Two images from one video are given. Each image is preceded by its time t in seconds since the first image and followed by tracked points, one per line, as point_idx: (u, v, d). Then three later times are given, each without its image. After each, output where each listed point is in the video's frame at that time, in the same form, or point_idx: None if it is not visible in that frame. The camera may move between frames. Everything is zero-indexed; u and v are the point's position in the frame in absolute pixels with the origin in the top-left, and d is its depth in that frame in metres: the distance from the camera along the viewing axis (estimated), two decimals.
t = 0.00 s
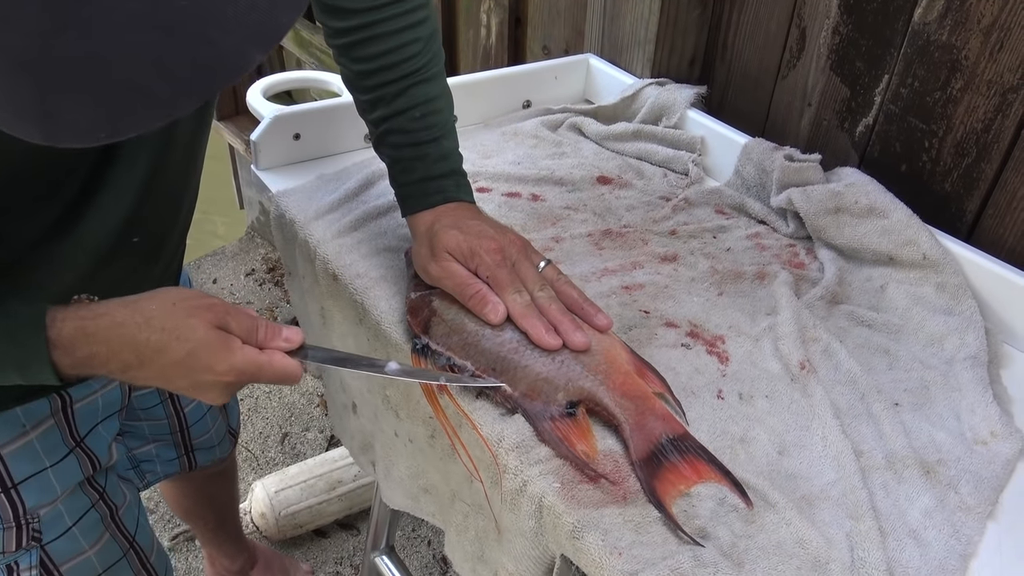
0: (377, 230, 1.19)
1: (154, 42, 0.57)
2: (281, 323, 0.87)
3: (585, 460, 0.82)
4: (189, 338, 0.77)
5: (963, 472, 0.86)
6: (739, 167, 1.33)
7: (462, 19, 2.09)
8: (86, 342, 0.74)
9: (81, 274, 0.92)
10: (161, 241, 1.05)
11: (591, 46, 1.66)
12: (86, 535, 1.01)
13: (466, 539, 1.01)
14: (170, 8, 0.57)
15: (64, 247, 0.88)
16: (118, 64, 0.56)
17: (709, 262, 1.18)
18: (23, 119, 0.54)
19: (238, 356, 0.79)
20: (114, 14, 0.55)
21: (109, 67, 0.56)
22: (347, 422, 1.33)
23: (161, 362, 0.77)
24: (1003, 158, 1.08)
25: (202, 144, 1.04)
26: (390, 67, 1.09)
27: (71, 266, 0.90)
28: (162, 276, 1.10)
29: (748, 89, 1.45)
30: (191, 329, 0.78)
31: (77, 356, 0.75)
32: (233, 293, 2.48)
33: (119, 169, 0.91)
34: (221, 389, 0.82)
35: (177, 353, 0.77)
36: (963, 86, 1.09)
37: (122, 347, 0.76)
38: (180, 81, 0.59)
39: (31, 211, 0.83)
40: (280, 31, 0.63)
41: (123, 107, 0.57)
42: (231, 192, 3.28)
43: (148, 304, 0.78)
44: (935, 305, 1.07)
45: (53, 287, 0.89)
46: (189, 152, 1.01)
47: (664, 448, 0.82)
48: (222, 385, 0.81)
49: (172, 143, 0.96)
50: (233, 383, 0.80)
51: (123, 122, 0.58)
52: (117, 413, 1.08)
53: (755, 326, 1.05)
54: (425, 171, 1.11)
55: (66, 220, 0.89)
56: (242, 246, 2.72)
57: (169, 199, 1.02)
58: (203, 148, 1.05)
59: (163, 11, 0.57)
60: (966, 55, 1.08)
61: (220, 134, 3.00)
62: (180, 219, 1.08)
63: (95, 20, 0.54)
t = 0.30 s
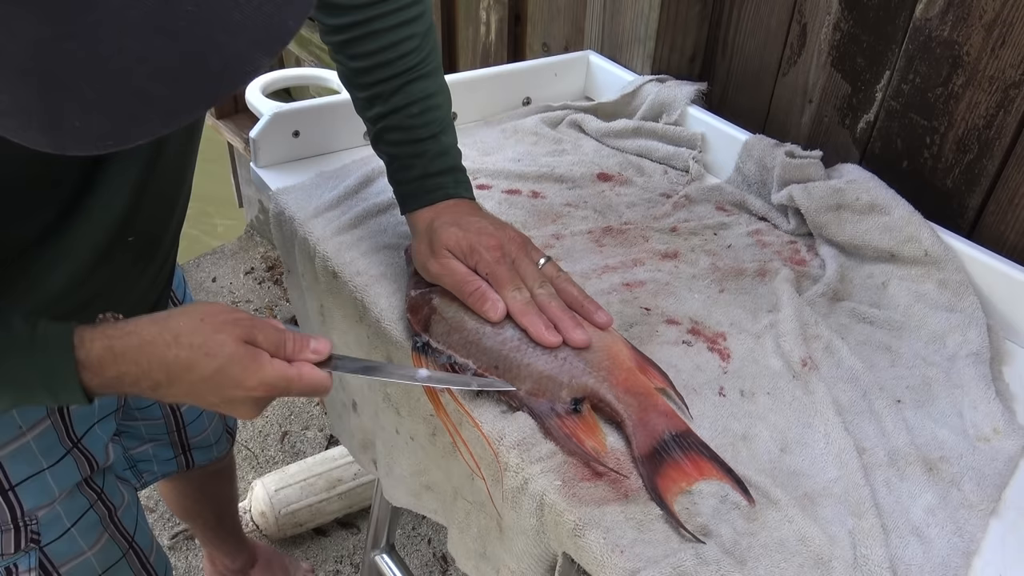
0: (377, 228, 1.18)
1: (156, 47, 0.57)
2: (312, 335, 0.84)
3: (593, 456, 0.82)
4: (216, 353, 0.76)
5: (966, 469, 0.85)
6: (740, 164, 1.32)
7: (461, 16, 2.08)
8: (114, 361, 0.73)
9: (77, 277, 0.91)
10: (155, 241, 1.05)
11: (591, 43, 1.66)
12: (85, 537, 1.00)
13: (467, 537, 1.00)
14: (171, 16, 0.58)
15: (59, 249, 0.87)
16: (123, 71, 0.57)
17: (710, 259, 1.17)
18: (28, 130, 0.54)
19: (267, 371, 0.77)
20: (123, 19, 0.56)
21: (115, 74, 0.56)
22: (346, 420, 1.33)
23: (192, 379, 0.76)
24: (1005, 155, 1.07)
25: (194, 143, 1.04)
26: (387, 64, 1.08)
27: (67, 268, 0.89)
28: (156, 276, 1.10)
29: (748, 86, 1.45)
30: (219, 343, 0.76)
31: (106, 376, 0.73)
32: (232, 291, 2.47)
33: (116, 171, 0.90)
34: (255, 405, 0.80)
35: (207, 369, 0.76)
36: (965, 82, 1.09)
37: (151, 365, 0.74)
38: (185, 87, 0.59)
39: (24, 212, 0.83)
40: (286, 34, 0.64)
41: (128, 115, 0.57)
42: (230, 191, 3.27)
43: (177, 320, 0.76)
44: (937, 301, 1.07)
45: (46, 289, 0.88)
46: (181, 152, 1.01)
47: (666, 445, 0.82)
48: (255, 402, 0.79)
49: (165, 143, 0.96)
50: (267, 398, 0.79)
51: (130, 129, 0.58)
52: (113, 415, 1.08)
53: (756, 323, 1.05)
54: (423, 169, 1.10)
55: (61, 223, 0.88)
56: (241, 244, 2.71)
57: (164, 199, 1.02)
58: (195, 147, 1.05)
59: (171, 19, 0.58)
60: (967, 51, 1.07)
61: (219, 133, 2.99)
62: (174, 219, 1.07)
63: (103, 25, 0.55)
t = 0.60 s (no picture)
0: (378, 229, 1.18)
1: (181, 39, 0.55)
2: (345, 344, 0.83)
3: (598, 459, 0.82)
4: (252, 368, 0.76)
5: (972, 470, 0.85)
6: (742, 164, 1.32)
7: (462, 15, 2.07)
8: (148, 381, 0.74)
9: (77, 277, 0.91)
10: (152, 245, 1.04)
11: (592, 42, 1.65)
12: (83, 545, 1.00)
13: (469, 538, 1.00)
14: (195, 7, 0.54)
15: (59, 247, 0.87)
16: (147, 67, 0.54)
17: (712, 259, 1.17)
18: (55, 129, 0.54)
19: (303, 385, 0.76)
20: (148, 12, 0.53)
21: (139, 69, 0.54)
22: (347, 421, 1.32)
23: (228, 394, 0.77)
24: (1009, 154, 1.07)
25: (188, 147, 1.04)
26: (385, 64, 1.08)
27: (65, 268, 0.88)
28: (152, 280, 1.10)
29: (751, 85, 1.44)
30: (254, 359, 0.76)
31: (140, 395, 0.74)
32: (233, 291, 2.47)
33: (114, 167, 0.90)
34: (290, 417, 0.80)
35: (242, 384, 0.76)
36: (969, 81, 1.08)
37: (186, 383, 0.75)
38: (211, 81, 0.57)
39: (25, 212, 0.82)
40: (311, 28, 0.61)
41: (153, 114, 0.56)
42: (231, 190, 3.27)
43: (211, 336, 0.77)
44: (940, 301, 1.06)
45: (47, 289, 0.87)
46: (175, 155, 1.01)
47: (672, 444, 0.81)
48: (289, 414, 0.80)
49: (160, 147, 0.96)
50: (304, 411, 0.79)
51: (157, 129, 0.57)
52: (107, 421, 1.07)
53: (760, 323, 1.04)
54: (423, 169, 1.10)
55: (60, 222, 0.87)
56: (242, 244, 2.71)
57: (160, 204, 1.02)
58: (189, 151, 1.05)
59: (194, 9, 0.55)
60: (971, 49, 1.07)
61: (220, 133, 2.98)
62: (170, 224, 1.07)
63: (127, 18, 0.52)
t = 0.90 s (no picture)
0: (378, 229, 1.18)
1: (209, 42, 0.53)
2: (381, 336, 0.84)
3: (596, 463, 0.81)
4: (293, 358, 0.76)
5: (975, 469, 0.85)
6: (744, 162, 1.31)
7: (462, 16, 2.07)
8: (189, 366, 0.72)
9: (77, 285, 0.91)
10: (151, 251, 1.03)
11: (593, 41, 1.65)
12: (81, 556, 1.00)
13: (472, 538, 1.00)
14: (221, 7, 0.53)
15: (58, 257, 0.87)
16: (176, 72, 0.53)
17: (715, 258, 1.17)
18: (82, 132, 0.53)
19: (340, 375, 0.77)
20: (177, 14, 0.51)
21: (168, 74, 0.53)
22: (349, 421, 1.32)
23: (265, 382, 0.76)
24: (1012, 152, 1.06)
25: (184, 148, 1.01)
26: (382, 65, 1.08)
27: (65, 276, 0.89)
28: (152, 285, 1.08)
29: (752, 84, 1.44)
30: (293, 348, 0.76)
31: (183, 379, 0.73)
32: (234, 292, 2.47)
33: (114, 176, 0.90)
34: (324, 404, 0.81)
35: (280, 372, 0.76)
36: (971, 79, 1.08)
37: (226, 368, 0.74)
38: (237, 83, 0.56)
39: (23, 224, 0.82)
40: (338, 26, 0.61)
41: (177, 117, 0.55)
42: (231, 191, 3.27)
43: (250, 322, 0.76)
44: (943, 300, 1.06)
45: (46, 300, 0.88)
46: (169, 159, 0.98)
47: (676, 443, 0.81)
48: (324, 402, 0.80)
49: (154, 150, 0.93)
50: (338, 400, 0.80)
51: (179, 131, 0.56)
52: (103, 429, 1.06)
53: (762, 322, 1.04)
54: (423, 169, 1.10)
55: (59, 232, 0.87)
56: (243, 244, 2.71)
57: (157, 209, 0.99)
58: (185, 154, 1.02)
59: (222, 9, 0.53)
60: (973, 47, 1.06)
61: (220, 134, 2.99)
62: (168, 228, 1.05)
63: (155, 21, 0.51)
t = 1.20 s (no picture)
0: (379, 229, 1.18)
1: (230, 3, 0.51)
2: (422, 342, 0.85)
3: (595, 461, 0.81)
4: (334, 360, 0.76)
5: (978, 466, 0.85)
6: (745, 160, 1.31)
7: (462, 15, 2.07)
8: (230, 368, 0.72)
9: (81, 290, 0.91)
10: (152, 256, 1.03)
11: (593, 39, 1.65)
12: (85, 559, 1.00)
13: (475, 537, 1.00)
14: None
15: (64, 261, 0.86)
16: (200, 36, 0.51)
17: (716, 256, 1.17)
18: (107, 110, 0.50)
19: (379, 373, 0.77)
20: None
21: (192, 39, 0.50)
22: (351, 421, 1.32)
23: (302, 384, 0.76)
24: (1014, 148, 1.06)
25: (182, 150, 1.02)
26: (381, 66, 1.07)
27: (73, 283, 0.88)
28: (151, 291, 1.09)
29: (753, 82, 1.44)
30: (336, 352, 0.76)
31: (225, 381, 0.72)
32: (235, 293, 2.47)
33: (114, 182, 0.89)
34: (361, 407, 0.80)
35: (323, 376, 0.76)
36: (972, 75, 1.08)
37: (268, 370, 0.74)
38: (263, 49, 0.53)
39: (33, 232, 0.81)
40: None
41: (204, 89, 0.52)
42: (232, 191, 3.28)
43: (293, 325, 0.75)
44: (945, 296, 1.06)
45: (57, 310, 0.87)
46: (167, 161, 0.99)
47: (682, 441, 0.82)
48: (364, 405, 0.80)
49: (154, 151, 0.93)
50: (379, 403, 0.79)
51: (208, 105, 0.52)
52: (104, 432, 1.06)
53: (764, 320, 1.04)
54: (423, 169, 1.09)
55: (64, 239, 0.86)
56: (244, 245, 2.71)
57: (157, 210, 1.00)
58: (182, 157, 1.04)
59: None
60: (974, 44, 1.06)
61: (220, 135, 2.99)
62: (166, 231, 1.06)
63: None
